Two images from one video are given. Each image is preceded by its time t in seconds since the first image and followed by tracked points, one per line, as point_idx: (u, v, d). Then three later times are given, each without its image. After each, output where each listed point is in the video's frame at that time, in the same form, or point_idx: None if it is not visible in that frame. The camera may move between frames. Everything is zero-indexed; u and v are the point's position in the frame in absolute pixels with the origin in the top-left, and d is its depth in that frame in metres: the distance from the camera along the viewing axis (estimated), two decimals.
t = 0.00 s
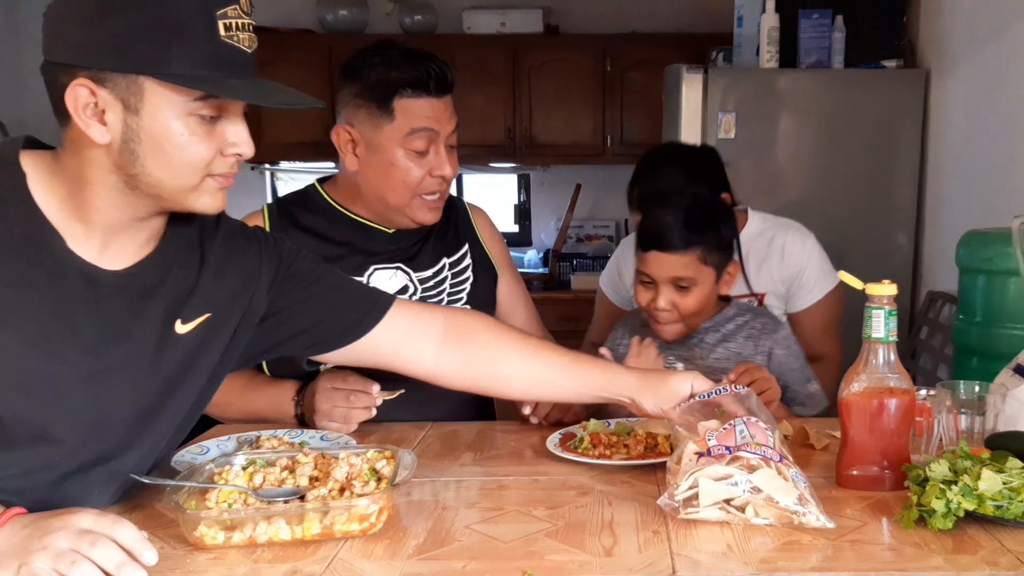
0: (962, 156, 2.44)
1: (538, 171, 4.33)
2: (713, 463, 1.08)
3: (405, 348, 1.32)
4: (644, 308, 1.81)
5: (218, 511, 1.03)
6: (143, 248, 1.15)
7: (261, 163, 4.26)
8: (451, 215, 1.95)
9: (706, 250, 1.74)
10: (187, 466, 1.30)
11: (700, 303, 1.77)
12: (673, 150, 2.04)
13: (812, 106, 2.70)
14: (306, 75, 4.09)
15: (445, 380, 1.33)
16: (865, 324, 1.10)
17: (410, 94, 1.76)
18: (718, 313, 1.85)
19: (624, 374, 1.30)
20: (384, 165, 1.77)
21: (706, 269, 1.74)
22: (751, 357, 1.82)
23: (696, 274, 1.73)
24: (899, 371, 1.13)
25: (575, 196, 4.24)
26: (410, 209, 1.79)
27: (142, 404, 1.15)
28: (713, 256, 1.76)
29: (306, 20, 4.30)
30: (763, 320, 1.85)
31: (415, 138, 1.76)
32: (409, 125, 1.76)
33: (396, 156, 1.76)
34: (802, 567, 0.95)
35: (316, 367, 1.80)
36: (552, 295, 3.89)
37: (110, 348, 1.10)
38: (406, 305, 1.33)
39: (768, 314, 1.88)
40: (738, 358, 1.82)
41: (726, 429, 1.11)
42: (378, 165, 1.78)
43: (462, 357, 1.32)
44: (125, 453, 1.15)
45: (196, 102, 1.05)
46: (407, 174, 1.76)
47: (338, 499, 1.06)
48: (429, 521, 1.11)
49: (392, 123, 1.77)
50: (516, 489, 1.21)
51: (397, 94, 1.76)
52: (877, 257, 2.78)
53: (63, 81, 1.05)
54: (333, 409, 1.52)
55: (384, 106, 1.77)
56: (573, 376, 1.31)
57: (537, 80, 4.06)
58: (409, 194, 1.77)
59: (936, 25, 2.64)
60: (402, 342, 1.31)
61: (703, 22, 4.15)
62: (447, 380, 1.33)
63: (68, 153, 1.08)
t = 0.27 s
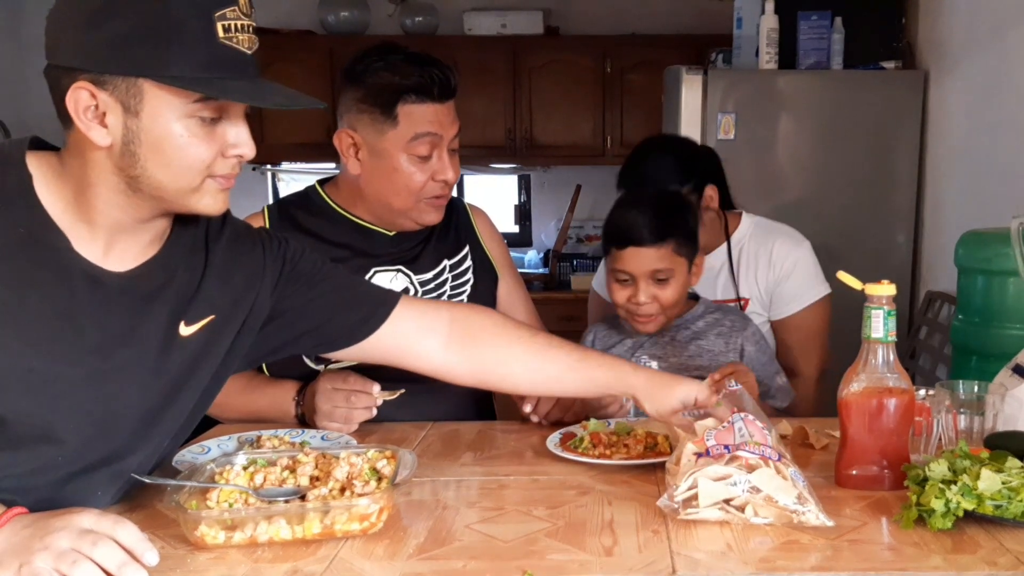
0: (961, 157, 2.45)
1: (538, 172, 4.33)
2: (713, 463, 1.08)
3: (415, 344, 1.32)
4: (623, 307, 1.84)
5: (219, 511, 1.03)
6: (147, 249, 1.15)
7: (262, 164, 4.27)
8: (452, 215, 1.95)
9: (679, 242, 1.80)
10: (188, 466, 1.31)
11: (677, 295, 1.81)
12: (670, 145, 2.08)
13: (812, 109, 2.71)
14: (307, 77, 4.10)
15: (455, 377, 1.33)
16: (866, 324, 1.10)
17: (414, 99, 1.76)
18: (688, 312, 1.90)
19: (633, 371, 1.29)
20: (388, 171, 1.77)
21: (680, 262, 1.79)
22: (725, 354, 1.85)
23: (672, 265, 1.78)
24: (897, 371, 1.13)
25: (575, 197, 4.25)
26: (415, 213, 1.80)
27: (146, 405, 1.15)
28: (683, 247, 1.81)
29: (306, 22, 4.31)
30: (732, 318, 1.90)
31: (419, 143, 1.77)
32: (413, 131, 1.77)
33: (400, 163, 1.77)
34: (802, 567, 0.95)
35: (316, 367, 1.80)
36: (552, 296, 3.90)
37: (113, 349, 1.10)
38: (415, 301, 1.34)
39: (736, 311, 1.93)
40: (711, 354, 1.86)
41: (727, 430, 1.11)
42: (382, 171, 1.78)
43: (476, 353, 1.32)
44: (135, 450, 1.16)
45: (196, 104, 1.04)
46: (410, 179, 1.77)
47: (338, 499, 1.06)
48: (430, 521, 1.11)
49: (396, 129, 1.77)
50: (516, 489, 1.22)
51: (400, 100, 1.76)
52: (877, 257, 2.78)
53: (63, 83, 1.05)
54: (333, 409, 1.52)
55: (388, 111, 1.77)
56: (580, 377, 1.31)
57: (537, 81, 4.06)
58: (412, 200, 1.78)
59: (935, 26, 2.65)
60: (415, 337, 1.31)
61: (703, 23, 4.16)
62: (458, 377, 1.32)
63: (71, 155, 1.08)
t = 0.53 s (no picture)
0: (961, 157, 2.45)
1: (538, 172, 4.33)
2: (713, 463, 1.09)
3: (413, 348, 1.32)
4: (621, 305, 1.87)
5: (219, 510, 1.03)
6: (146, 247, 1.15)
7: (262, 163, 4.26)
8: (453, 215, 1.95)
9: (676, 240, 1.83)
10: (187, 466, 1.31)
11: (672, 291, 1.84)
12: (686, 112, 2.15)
13: (813, 109, 2.71)
14: (306, 77, 4.10)
15: (452, 381, 1.33)
16: (865, 324, 1.10)
17: (417, 98, 1.77)
18: (676, 310, 1.91)
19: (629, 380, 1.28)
20: (390, 170, 1.77)
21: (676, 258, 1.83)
22: (716, 351, 1.88)
23: (672, 261, 1.82)
24: (897, 371, 1.13)
25: (575, 197, 4.25)
26: (416, 212, 1.80)
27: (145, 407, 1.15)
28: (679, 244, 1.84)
29: (306, 22, 4.31)
30: (720, 315, 1.92)
31: (421, 142, 1.77)
32: (415, 129, 1.77)
33: (402, 161, 1.77)
34: (802, 567, 0.95)
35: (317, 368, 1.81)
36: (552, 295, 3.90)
37: (112, 350, 1.10)
38: (414, 305, 1.33)
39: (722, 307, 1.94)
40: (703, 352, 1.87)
41: (727, 430, 1.12)
42: (384, 171, 1.78)
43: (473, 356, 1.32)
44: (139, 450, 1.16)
45: (190, 105, 1.04)
46: (412, 178, 1.77)
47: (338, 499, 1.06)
48: (430, 521, 1.11)
49: (398, 127, 1.77)
50: (516, 489, 1.22)
51: (403, 99, 1.76)
52: (877, 257, 2.78)
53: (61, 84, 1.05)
54: (334, 409, 1.52)
55: (390, 110, 1.77)
56: (579, 380, 1.31)
57: (537, 81, 4.06)
58: (415, 199, 1.78)
59: (935, 26, 2.65)
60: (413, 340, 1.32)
61: (703, 23, 4.16)
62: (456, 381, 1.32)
63: (68, 157, 1.08)
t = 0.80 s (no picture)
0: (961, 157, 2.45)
1: (538, 172, 4.33)
2: (713, 462, 1.08)
3: (408, 342, 1.32)
4: (642, 306, 1.88)
5: (219, 510, 1.03)
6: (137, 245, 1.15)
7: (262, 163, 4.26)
8: (452, 211, 1.95)
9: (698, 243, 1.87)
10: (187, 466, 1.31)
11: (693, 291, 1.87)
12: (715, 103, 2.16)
13: (812, 107, 2.71)
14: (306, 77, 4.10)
15: (445, 376, 1.34)
16: (865, 324, 1.10)
17: (418, 93, 1.77)
18: (690, 310, 1.93)
19: (621, 371, 1.31)
20: (393, 166, 1.77)
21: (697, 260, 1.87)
22: (729, 352, 1.90)
23: (694, 261, 1.85)
24: (897, 370, 1.13)
25: (575, 197, 4.25)
26: (419, 206, 1.80)
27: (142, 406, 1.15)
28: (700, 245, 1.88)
29: (306, 22, 4.31)
30: (732, 318, 1.95)
31: (424, 137, 1.77)
32: (417, 124, 1.77)
33: (404, 156, 1.77)
34: (802, 567, 0.95)
35: (317, 367, 1.80)
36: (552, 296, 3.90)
37: (108, 349, 1.10)
38: (407, 300, 1.34)
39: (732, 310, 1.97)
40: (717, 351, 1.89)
41: (727, 429, 1.12)
42: (387, 167, 1.78)
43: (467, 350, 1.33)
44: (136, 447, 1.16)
45: (178, 104, 1.04)
46: (415, 173, 1.77)
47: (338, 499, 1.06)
48: (429, 521, 1.11)
49: (400, 122, 1.77)
50: (516, 489, 1.22)
51: (404, 93, 1.76)
52: (878, 257, 2.78)
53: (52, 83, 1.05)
54: (334, 409, 1.52)
55: (391, 105, 1.77)
56: (572, 376, 1.33)
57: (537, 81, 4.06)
58: (417, 193, 1.78)
59: (935, 26, 2.64)
60: (405, 334, 1.32)
61: (703, 23, 4.16)
62: (448, 375, 1.34)
63: (59, 156, 1.08)
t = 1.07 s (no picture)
0: (962, 156, 2.44)
1: (539, 172, 4.33)
2: (713, 462, 1.08)
3: (379, 314, 1.30)
4: (683, 302, 1.87)
5: (219, 510, 1.03)
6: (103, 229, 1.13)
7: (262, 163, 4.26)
8: (462, 209, 1.94)
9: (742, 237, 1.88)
10: (188, 466, 1.31)
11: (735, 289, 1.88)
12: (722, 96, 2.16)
13: (811, 106, 2.71)
14: (306, 77, 4.10)
15: (417, 344, 1.32)
16: (865, 324, 1.10)
17: (417, 90, 1.76)
18: (727, 314, 1.93)
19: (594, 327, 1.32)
20: (394, 163, 1.77)
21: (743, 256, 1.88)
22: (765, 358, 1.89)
23: (739, 256, 1.85)
24: (897, 371, 1.13)
25: (575, 197, 4.25)
26: (423, 202, 1.79)
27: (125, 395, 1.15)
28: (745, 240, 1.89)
29: (306, 22, 4.31)
30: (769, 323, 1.95)
31: (424, 134, 1.77)
32: (418, 121, 1.76)
33: (405, 153, 1.76)
34: (802, 567, 0.95)
35: (317, 366, 1.80)
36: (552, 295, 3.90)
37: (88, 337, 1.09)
38: (375, 272, 1.31)
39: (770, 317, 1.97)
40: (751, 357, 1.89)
41: (728, 429, 1.12)
42: (388, 164, 1.78)
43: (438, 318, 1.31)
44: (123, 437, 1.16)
45: (134, 85, 0.99)
46: (416, 170, 1.76)
47: (338, 499, 1.06)
48: (430, 521, 1.11)
49: (400, 120, 1.77)
50: (516, 489, 1.22)
51: (404, 91, 1.76)
52: (878, 257, 2.78)
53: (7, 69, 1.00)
54: (333, 409, 1.52)
55: (391, 103, 1.77)
56: (544, 336, 1.32)
57: (537, 81, 4.07)
58: (419, 188, 1.77)
59: (935, 26, 2.65)
60: (378, 305, 1.29)
61: (703, 24, 4.16)
62: (421, 346, 1.31)
63: (19, 145, 1.04)
